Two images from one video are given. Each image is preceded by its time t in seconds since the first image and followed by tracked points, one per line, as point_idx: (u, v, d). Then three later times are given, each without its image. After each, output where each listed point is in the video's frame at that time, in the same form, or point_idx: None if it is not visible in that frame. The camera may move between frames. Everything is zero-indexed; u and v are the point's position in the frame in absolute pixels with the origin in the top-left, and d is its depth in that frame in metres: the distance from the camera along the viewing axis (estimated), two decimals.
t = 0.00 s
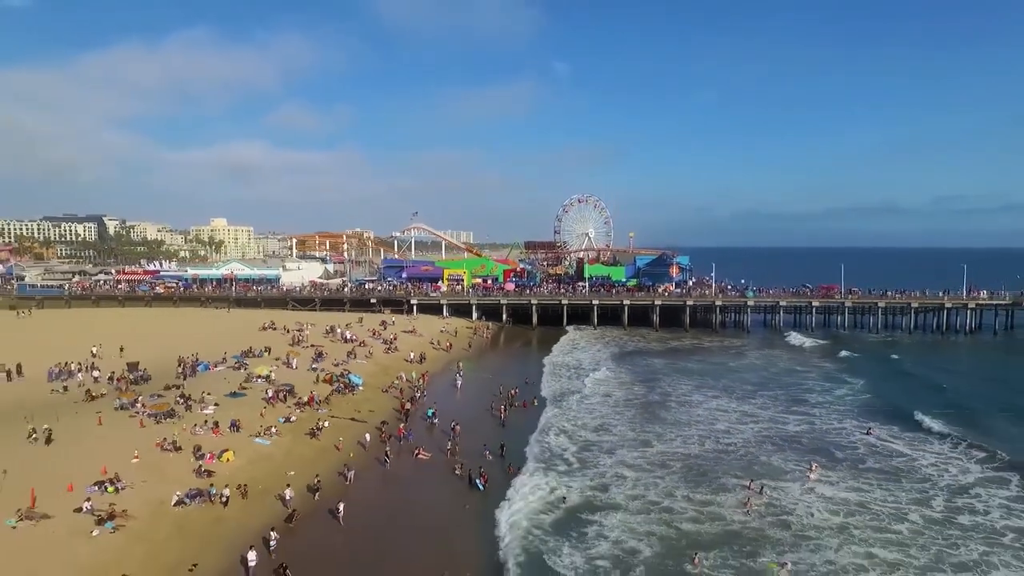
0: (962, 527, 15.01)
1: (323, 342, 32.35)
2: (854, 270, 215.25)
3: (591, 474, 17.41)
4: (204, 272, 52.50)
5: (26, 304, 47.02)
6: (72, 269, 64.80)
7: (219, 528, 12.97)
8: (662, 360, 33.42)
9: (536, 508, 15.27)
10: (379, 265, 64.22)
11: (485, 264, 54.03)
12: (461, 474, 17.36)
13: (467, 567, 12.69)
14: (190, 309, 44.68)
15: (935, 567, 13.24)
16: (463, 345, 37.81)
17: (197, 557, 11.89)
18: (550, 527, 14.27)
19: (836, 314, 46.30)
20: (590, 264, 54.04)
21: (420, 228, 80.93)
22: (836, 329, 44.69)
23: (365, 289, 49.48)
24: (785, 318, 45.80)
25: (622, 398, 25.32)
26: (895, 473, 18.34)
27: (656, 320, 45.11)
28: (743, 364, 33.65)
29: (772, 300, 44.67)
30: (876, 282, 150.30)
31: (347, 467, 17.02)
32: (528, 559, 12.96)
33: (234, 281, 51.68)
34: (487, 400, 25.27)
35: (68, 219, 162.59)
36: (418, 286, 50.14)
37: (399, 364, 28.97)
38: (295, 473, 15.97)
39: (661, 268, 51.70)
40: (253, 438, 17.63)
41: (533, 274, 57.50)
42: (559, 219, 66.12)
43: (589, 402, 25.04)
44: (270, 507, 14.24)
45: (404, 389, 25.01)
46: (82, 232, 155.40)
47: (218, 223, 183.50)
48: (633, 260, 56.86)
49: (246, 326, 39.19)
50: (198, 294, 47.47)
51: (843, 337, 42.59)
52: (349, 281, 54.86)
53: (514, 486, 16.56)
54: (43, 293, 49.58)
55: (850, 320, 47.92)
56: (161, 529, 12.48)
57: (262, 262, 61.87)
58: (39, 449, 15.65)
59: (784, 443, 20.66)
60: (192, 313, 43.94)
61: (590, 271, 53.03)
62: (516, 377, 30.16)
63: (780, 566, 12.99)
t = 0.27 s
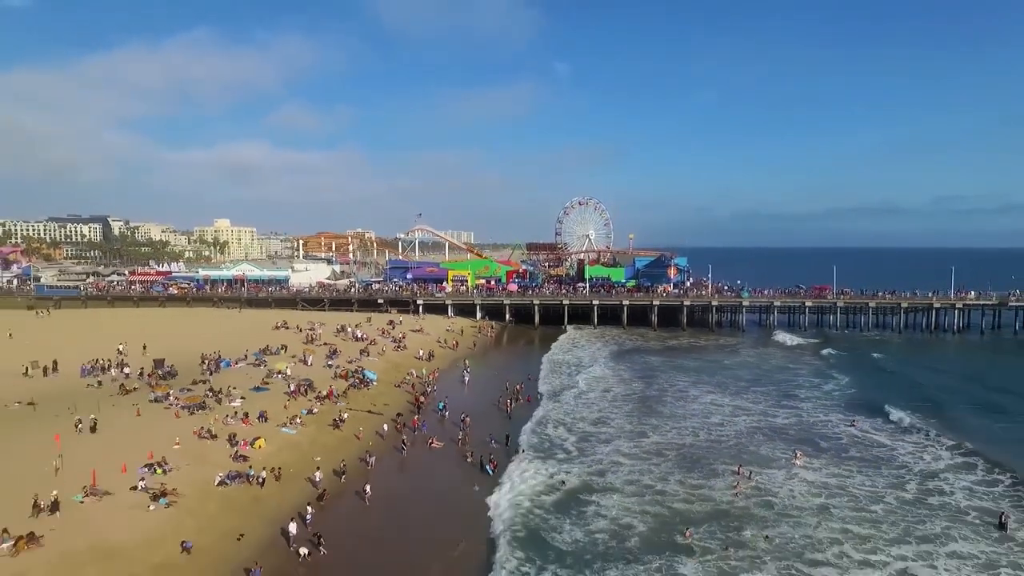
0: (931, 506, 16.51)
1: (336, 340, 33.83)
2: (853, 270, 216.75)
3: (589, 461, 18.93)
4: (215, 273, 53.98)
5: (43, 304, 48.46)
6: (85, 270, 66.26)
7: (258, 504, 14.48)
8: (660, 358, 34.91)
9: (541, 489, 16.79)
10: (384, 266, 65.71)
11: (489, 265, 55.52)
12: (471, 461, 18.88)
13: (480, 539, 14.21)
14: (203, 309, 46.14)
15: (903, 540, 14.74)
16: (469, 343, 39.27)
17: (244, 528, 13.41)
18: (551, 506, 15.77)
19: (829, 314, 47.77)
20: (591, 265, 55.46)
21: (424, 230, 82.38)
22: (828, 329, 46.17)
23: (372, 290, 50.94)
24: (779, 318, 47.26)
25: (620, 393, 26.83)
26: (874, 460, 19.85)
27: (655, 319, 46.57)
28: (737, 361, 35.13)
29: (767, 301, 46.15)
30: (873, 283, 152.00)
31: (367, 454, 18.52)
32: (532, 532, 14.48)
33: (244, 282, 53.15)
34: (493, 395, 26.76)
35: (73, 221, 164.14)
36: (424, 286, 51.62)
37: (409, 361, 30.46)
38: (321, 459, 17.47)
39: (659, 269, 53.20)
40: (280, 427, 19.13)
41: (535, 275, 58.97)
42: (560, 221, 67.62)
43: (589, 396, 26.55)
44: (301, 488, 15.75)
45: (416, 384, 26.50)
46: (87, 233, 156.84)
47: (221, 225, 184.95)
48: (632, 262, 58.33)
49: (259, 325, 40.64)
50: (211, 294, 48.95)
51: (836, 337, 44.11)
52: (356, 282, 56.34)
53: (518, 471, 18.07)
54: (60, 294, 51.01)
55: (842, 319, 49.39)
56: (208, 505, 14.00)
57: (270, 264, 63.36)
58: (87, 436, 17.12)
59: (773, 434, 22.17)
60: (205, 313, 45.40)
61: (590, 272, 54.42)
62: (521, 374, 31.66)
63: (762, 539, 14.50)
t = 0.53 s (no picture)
0: (908, 492, 17.80)
1: (346, 339, 35.10)
2: (851, 271, 218.15)
3: (588, 452, 20.24)
4: (224, 274, 55.28)
5: (58, 304, 49.71)
6: (95, 271, 67.46)
7: (286, 488, 15.77)
8: (658, 357, 36.22)
9: (545, 477, 18.09)
10: (388, 267, 67.04)
11: (492, 266, 56.70)
12: (479, 452, 20.18)
13: (490, 519, 15.52)
14: (215, 309, 47.43)
15: (880, 522, 16.03)
16: (474, 343, 40.55)
17: (276, 509, 14.70)
18: (553, 492, 17.06)
19: (822, 314, 49.09)
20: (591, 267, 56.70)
21: (427, 231, 83.74)
22: (822, 329, 47.52)
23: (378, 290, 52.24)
24: (774, 318, 48.57)
25: (619, 390, 28.11)
26: (858, 451, 21.14)
27: (653, 320, 47.87)
28: (733, 360, 36.42)
29: (762, 302, 47.47)
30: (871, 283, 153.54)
31: (383, 445, 19.80)
32: (535, 514, 15.77)
33: (253, 283, 54.44)
34: (499, 392, 28.05)
35: (77, 222, 165.42)
36: (428, 287, 52.92)
37: (417, 359, 31.78)
38: (340, 449, 18.76)
39: (658, 270, 54.57)
40: (300, 420, 20.42)
41: (536, 276, 60.27)
42: (561, 223, 68.96)
43: (589, 393, 27.85)
44: (324, 475, 17.02)
45: (425, 381, 27.77)
46: (91, 233, 158.18)
47: (224, 226, 186.31)
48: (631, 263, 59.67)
49: (270, 325, 41.90)
50: (221, 295, 50.24)
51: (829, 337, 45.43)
52: (362, 282, 57.59)
53: (523, 461, 19.36)
54: (73, 295, 52.26)
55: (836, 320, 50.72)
56: (242, 488, 15.29)
57: (277, 265, 64.67)
58: (123, 428, 18.39)
59: (765, 428, 23.46)
60: (217, 313, 46.68)
61: (590, 273, 55.59)
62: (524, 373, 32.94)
63: (750, 521, 15.80)
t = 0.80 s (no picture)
0: (889, 481, 19.06)
1: (355, 338, 36.39)
2: (850, 271, 219.42)
3: (589, 445, 21.50)
4: (233, 275, 56.58)
5: (72, 305, 50.99)
6: (105, 272, 68.76)
7: (310, 476, 17.05)
8: (657, 356, 37.49)
9: (548, 467, 19.36)
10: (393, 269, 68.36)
11: (494, 267, 57.96)
12: (486, 444, 21.44)
13: (498, 504, 16.78)
14: (225, 309, 48.72)
15: (861, 507, 17.29)
16: (478, 343, 41.82)
17: (302, 494, 15.97)
18: (556, 480, 18.31)
19: (817, 314, 50.36)
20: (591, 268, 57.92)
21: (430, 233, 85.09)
22: (816, 329, 48.80)
23: (384, 291, 53.54)
24: (770, 318, 49.84)
25: (619, 388, 29.37)
26: (844, 444, 22.40)
27: (652, 320, 49.14)
28: (729, 359, 37.68)
29: (758, 302, 48.73)
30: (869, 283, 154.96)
31: (396, 437, 21.07)
32: (538, 499, 17.02)
33: (261, 284, 55.72)
34: (505, 390, 29.33)
35: (82, 223, 166.78)
36: (433, 288, 54.20)
37: (424, 358, 33.06)
38: (357, 442, 20.03)
39: (657, 272, 55.86)
40: (318, 415, 21.71)
41: (538, 277, 61.54)
42: (562, 225, 70.26)
43: (590, 390, 29.12)
44: (344, 464, 18.29)
45: (433, 379, 29.05)
46: (95, 234, 159.62)
47: (227, 227, 187.66)
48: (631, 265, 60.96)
49: (280, 325, 43.18)
50: (231, 296, 51.53)
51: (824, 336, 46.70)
52: (367, 283, 58.85)
53: (528, 453, 20.62)
54: (86, 295, 53.55)
55: (830, 320, 52.00)
56: (270, 475, 16.58)
57: (284, 266, 65.96)
58: (155, 421, 19.68)
59: (757, 422, 24.73)
60: (227, 313, 47.97)
61: (590, 274, 56.77)
62: (527, 371, 34.22)
63: (740, 506, 17.07)
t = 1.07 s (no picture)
0: (870, 469, 20.55)
1: (365, 338, 37.91)
2: (848, 271, 220.91)
3: (590, 437, 23.01)
4: (243, 276, 58.09)
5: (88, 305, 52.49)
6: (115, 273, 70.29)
7: (334, 463, 18.59)
8: (655, 355, 38.97)
9: (553, 457, 20.88)
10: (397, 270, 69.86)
11: (497, 269, 59.46)
12: (493, 436, 22.97)
13: (507, 488, 18.31)
14: (237, 310, 50.22)
15: (841, 492, 18.78)
16: (482, 342, 43.32)
17: (328, 479, 17.49)
18: (560, 469, 19.80)
19: (811, 315, 51.83)
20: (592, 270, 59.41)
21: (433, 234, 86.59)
22: (810, 329, 50.27)
23: (390, 292, 55.02)
24: (766, 319, 51.30)
25: (619, 385, 30.87)
26: (830, 436, 23.91)
27: (651, 320, 50.60)
28: (725, 358, 39.15)
29: (754, 303, 50.20)
30: (866, 283, 156.32)
31: (410, 430, 22.57)
32: (541, 485, 18.53)
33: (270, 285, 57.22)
34: (510, 387, 30.84)
35: (87, 224, 168.39)
36: (437, 289, 55.69)
37: (432, 357, 34.59)
38: (375, 433, 21.54)
39: (656, 274, 57.33)
40: (337, 409, 23.25)
41: (540, 278, 63.03)
42: (563, 227, 71.75)
43: (591, 387, 30.63)
44: (363, 453, 19.81)
45: (442, 376, 30.57)
46: (101, 235, 161.07)
47: (230, 227, 189.21)
48: (630, 267, 62.43)
49: (291, 325, 44.68)
50: (242, 297, 53.04)
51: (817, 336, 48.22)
52: (373, 284, 60.35)
53: (533, 444, 22.11)
54: (100, 296, 55.08)
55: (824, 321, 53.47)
56: (298, 462, 18.10)
57: (291, 268, 67.46)
58: (187, 414, 21.24)
59: (749, 417, 26.24)
60: (239, 313, 49.47)
61: (591, 276, 58.27)
62: (531, 369, 35.73)
63: (729, 491, 18.58)
